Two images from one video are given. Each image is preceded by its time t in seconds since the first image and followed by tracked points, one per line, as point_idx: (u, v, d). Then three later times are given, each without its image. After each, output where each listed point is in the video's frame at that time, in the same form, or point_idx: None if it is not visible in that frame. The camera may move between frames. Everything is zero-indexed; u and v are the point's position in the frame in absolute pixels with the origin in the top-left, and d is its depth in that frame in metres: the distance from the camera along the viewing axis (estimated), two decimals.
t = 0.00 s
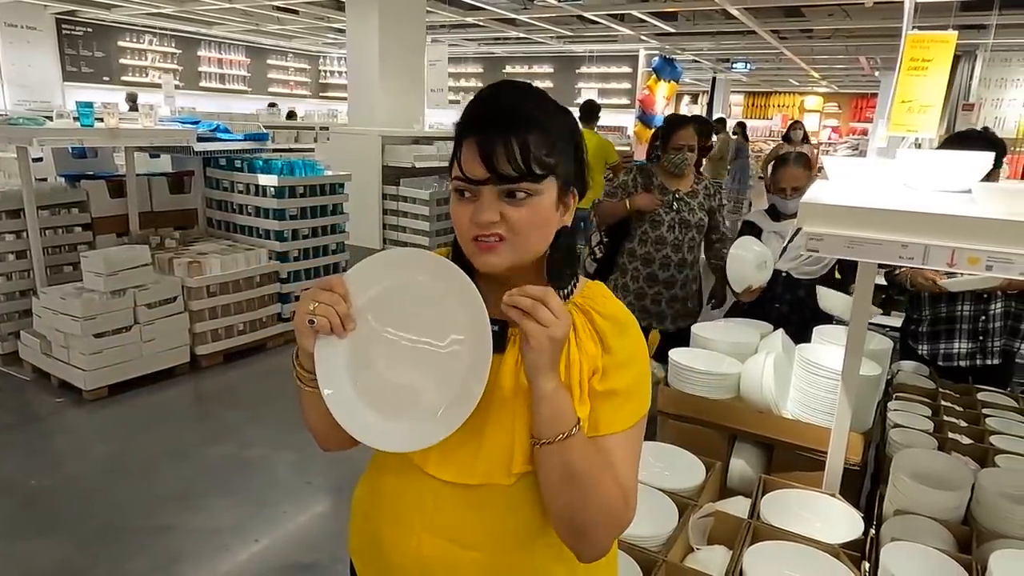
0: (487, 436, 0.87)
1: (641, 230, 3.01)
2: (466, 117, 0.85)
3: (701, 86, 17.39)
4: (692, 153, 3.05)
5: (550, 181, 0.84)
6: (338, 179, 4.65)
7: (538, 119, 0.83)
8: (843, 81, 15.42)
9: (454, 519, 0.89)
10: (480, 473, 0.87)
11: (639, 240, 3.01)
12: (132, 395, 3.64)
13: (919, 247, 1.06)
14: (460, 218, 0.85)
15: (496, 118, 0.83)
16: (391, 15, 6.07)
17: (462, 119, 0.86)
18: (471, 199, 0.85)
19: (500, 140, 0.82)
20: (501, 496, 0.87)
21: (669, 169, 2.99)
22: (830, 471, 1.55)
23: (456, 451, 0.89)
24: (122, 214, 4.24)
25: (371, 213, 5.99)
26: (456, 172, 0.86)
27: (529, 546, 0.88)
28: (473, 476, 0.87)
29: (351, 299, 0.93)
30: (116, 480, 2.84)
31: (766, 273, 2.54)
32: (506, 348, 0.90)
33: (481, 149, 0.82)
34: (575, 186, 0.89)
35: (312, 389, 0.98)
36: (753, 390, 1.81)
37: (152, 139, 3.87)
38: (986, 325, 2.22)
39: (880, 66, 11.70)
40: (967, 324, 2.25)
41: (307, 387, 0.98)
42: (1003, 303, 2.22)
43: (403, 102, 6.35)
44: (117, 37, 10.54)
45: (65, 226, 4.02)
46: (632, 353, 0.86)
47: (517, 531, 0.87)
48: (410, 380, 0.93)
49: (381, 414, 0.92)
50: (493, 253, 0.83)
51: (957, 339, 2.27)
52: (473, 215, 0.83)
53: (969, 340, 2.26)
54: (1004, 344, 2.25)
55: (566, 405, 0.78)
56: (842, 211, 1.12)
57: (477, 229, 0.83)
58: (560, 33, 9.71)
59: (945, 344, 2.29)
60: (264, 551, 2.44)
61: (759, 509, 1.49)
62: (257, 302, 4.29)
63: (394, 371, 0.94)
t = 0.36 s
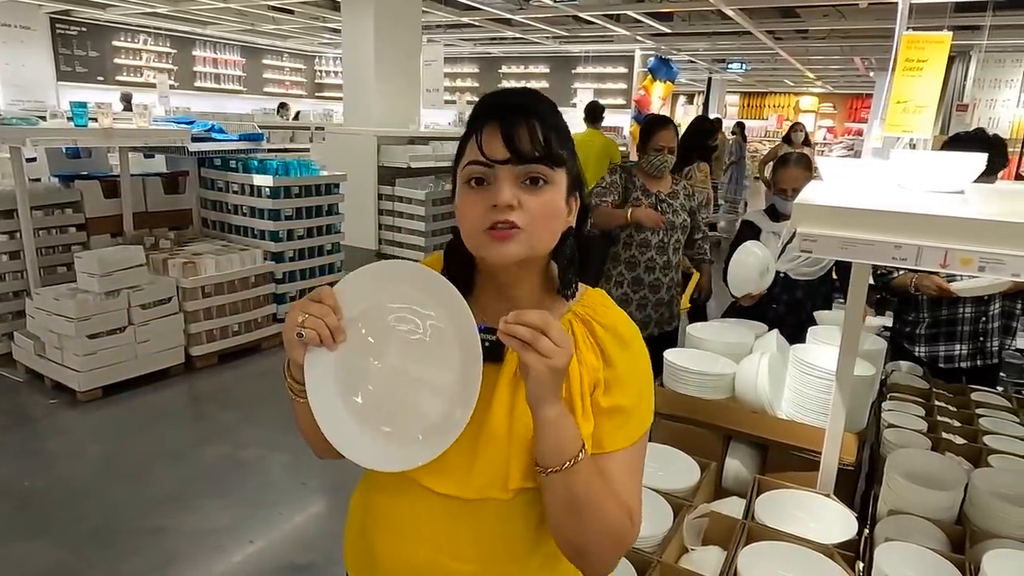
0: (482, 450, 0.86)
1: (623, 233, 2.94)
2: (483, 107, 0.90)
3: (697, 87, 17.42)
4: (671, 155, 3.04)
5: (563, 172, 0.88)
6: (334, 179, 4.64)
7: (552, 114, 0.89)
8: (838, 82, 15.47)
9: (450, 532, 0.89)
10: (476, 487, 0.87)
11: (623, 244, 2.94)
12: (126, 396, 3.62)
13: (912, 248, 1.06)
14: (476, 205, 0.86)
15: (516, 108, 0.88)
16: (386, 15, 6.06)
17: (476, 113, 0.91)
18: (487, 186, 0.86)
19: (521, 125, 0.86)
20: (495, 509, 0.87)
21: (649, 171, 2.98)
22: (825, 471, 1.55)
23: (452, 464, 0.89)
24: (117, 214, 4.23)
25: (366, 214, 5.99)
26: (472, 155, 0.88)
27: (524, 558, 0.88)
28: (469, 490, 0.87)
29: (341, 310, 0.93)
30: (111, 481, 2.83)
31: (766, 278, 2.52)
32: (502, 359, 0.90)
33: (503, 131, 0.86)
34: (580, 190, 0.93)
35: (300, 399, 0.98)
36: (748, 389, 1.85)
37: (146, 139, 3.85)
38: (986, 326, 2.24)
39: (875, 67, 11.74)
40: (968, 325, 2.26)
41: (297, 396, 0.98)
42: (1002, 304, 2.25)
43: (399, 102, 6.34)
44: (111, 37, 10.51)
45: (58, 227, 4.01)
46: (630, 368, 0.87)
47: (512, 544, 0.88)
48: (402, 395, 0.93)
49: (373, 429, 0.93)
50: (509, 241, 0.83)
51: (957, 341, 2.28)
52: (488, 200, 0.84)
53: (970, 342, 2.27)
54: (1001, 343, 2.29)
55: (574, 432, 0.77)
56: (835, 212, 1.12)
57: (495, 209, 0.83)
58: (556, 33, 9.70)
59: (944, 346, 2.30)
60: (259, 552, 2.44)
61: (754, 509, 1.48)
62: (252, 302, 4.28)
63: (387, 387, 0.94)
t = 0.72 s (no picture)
0: (492, 446, 0.86)
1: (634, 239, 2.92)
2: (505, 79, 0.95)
3: (693, 86, 17.45)
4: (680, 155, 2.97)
5: (581, 148, 0.91)
6: (329, 178, 4.64)
7: (579, 93, 0.93)
8: (833, 82, 15.52)
9: (463, 531, 0.89)
10: (483, 485, 0.86)
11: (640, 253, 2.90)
12: (120, 396, 3.62)
13: (904, 246, 1.07)
14: (484, 163, 0.88)
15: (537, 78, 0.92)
16: (381, 14, 6.06)
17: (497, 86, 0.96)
18: (499, 146, 0.90)
19: (543, 91, 0.90)
20: (508, 508, 0.87)
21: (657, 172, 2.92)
22: (818, 469, 1.56)
23: (462, 463, 0.88)
24: (110, 214, 4.21)
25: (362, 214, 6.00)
26: (492, 117, 0.92)
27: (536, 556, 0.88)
28: (476, 486, 0.87)
29: (322, 273, 0.94)
30: (105, 482, 2.82)
31: (762, 285, 2.45)
32: (511, 349, 0.90)
33: (524, 95, 0.90)
34: (592, 179, 0.96)
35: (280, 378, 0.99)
36: (742, 389, 1.84)
37: (141, 139, 3.84)
38: (1007, 325, 2.27)
39: (870, 67, 11.78)
40: (989, 325, 2.29)
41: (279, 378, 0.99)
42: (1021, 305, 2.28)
43: (394, 102, 6.34)
44: (105, 36, 10.47)
45: (52, 226, 3.99)
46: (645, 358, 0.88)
47: (526, 541, 0.88)
48: (370, 365, 0.94)
49: (357, 406, 0.93)
50: (517, 201, 0.84)
51: (978, 340, 2.30)
52: (498, 158, 0.87)
53: (990, 341, 2.30)
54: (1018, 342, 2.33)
55: (665, 429, 0.75)
56: (828, 211, 1.13)
57: (503, 167, 0.86)
58: (551, 33, 9.70)
59: (964, 346, 2.32)
60: (254, 552, 2.43)
61: (749, 507, 1.49)
62: (246, 302, 4.27)
63: (365, 368, 0.95)
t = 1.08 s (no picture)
0: (519, 482, 0.82)
1: (649, 246, 2.83)
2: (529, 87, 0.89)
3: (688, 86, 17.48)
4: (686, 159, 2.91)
5: (610, 167, 0.88)
6: (325, 177, 4.63)
7: (607, 106, 0.89)
8: (827, 82, 15.57)
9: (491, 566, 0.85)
10: (516, 521, 0.82)
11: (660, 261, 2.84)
12: (114, 397, 3.60)
13: (899, 245, 1.07)
14: (512, 187, 0.84)
15: (564, 87, 0.87)
16: (378, 14, 6.05)
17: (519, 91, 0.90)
18: (527, 170, 0.85)
19: (572, 110, 0.85)
20: (540, 539, 0.84)
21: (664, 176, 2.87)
22: (813, 467, 1.56)
23: (488, 496, 0.84)
24: (104, 213, 4.19)
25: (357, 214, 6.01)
26: (516, 135, 0.86)
27: None
28: (506, 516, 0.83)
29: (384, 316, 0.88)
30: (98, 482, 2.81)
31: (760, 286, 2.46)
32: (534, 375, 0.85)
33: (553, 114, 0.85)
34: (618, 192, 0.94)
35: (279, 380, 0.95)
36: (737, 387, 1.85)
37: (135, 138, 3.83)
38: None
39: (864, 67, 11.82)
40: None
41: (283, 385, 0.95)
42: None
43: (390, 101, 6.34)
44: (99, 35, 10.43)
45: (46, 225, 3.97)
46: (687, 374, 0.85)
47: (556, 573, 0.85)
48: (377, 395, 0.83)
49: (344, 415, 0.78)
50: (548, 234, 0.82)
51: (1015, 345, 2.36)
52: (527, 187, 0.83)
53: None
54: None
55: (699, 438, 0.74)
56: (824, 209, 1.13)
57: (534, 199, 0.82)
58: (547, 32, 9.71)
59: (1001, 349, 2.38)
60: (249, 552, 2.42)
61: (744, 505, 1.49)
62: (242, 302, 4.26)
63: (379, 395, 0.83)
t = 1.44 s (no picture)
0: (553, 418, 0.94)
1: (653, 254, 2.81)
2: (517, 83, 0.90)
3: (683, 86, 17.51)
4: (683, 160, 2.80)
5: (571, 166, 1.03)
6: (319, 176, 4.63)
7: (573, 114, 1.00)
8: (822, 82, 15.62)
9: (538, 506, 0.94)
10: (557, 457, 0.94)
11: (662, 268, 2.81)
12: (108, 397, 3.59)
13: (892, 242, 1.08)
14: (557, 191, 0.91)
15: (542, 83, 0.93)
16: (372, 13, 6.04)
17: (501, 82, 0.90)
18: (559, 175, 0.92)
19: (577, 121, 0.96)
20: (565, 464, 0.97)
21: (658, 180, 2.78)
22: (807, 464, 1.57)
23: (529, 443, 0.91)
24: (98, 212, 4.18)
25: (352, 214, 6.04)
26: (555, 141, 0.91)
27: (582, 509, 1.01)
28: (547, 464, 0.94)
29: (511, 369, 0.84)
30: (93, 482, 2.80)
31: (757, 286, 2.46)
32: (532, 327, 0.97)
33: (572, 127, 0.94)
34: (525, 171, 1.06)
35: (391, 426, 0.74)
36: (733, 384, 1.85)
37: (129, 137, 3.82)
38: None
39: (858, 67, 11.86)
40: None
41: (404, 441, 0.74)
42: None
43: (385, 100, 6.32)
44: (93, 34, 10.39)
45: (39, 224, 3.95)
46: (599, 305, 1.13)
47: (579, 490, 1.00)
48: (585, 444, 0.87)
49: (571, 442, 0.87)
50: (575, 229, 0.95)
51: None
52: (570, 190, 0.92)
53: None
54: None
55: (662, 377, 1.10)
56: (817, 207, 1.13)
57: (574, 200, 0.92)
58: (542, 32, 9.72)
59: None
60: (244, 552, 2.42)
61: (739, 502, 1.49)
62: (236, 301, 4.24)
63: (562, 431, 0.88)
